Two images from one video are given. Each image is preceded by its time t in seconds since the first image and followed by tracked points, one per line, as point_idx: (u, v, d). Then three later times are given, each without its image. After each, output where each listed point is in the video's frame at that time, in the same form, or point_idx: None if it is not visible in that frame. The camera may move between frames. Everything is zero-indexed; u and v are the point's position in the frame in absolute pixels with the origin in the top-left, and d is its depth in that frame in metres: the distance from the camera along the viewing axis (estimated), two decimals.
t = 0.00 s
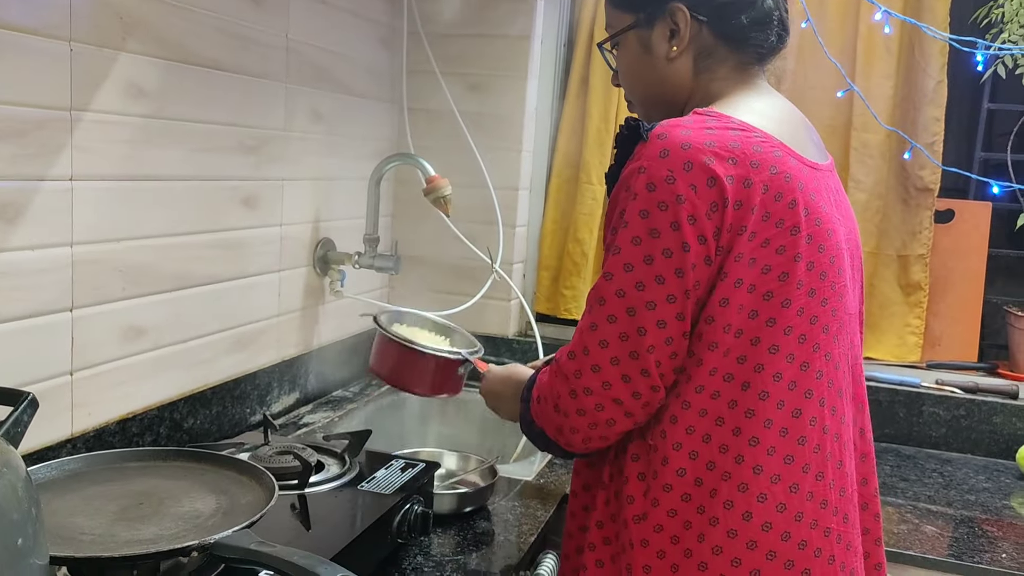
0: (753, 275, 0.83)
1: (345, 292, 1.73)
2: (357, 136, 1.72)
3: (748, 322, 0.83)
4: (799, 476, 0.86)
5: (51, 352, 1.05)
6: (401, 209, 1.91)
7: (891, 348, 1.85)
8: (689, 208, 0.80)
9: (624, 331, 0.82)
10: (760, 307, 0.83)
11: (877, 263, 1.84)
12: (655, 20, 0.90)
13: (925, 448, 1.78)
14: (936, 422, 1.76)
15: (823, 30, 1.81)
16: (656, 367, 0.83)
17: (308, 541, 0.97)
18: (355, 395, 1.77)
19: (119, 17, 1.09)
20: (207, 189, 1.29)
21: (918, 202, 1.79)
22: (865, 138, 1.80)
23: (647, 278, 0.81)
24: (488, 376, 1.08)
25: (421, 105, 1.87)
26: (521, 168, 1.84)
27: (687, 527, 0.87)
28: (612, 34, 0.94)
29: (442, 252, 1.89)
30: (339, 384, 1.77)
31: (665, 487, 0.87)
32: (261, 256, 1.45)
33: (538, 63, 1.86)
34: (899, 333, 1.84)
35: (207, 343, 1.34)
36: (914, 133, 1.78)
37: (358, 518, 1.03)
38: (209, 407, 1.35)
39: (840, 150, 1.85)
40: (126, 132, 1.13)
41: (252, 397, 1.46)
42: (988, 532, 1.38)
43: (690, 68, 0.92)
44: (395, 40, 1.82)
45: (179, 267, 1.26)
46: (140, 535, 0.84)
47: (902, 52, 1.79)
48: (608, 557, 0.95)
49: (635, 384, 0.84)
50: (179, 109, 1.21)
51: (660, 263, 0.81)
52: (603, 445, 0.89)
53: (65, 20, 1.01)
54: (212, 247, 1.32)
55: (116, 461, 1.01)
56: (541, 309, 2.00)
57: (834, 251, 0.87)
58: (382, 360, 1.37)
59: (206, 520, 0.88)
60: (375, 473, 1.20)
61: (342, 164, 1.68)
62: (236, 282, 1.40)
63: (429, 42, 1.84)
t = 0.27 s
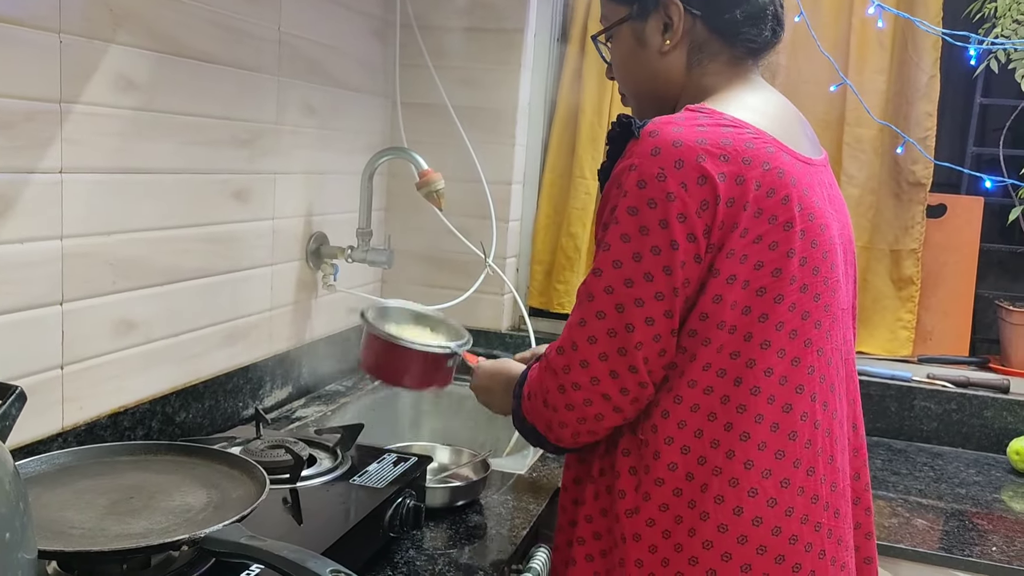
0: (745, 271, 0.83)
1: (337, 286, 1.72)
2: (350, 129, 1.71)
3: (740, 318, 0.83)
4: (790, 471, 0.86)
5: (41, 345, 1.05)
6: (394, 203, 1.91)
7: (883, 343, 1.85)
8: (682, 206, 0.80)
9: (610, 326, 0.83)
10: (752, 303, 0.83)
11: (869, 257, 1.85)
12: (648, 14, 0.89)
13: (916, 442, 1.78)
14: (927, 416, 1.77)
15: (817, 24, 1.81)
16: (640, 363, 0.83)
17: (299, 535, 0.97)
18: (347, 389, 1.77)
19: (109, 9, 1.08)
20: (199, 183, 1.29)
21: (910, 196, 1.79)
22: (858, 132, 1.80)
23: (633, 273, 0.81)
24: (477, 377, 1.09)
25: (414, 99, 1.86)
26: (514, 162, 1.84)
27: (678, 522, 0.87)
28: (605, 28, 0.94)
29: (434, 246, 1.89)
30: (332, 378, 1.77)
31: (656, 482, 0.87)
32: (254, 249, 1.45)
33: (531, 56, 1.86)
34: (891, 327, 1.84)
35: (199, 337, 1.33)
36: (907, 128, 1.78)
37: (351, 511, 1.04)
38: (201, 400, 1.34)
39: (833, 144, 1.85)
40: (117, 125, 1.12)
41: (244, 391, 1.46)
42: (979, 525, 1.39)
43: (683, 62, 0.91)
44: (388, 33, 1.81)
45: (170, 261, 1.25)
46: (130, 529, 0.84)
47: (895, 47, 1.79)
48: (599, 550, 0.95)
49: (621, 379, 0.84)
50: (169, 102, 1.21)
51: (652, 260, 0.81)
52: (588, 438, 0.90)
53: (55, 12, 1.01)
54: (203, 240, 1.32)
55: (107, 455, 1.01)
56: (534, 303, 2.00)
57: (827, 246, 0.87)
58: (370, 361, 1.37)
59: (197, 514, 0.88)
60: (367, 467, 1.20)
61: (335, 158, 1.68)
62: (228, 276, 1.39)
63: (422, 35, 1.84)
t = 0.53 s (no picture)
0: (743, 268, 0.82)
1: (332, 281, 1.72)
2: (344, 124, 1.71)
3: (737, 315, 0.83)
4: (786, 469, 0.86)
5: (32, 341, 1.04)
6: (389, 199, 1.90)
7: (879, 338, 1.85)
8: (678, 203, 0.79)
9: (602, 322, 0.82)
10: (749, 301, 0.83)
11: (865, 253, 1.85)
12: (647, 7, 0.89)
13: (912, 438, 1.78)
14: (923, 412, 1.77)
15: (813, 20, 1.81)
16: (634, 360, 0.83)
17: (293, 532, 0.96)
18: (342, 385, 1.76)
19: (101, 2, 1.08)
20: (192, 178, 1.28)
21: (906, 192, 1.79)
22: (854, 128, 1.79)
23: (628, 271, 0.81)
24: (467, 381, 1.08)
25: (409, 94, 1.86)
26: (510, 158, 1.83)
27: (672, 519, 0.87)
28: (605, 21, 0.94)
29: (429, 242, 1.88)
30: (327, 374, 1.77)
31: (651, 478, 0.87)
32: (247, 245, 1.44)
33: (527, 52, 1.85)
34: (886, 323, 1.84)
35: (193, 333, 1.33)
36: (903, 124, 1.78)
37: (346, 508, 1.03)
38: (195, 397, 1.34)
39: (829, 140, 1.85)
40: (108, 119, 1.11)
41: (238, 387, 1.45)
42: (974, 521, 1.39)
43: (682, 56, 0.91)
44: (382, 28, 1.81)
45: (163, 256, 1.24)
46: (122, 526, 0.83)
47: (892, 43, 1.79)
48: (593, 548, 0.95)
49: (612, 375, 0.84)
50: (161, 96, 1.20)
51: (649, 257, 0.80)
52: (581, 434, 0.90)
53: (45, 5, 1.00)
54: (196, 236, 1.31)
55: (99, 451, 1.00)
56: (529, 299, 2.00)
57: (825, 244, 0.86)
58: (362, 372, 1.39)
59: (190, 511, 0.88)
60: (361, 463, 1.19)
61: (329, 153, 1.67)
62: (222, 271, 1.38)
63: (417, 30, 1.83)
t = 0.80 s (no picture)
0: (739, 269, 0.83)
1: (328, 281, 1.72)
2: (340, 124, 1.71)
3: (733, 316, 0.83)
4: (781, 469, 0.86)
5: (28, 341, 1.04)
6: (385, 198, 1.90)
7: (874, 338, 1.86)
8: (671, 203, 0.80)
9: (591, 320, 0.83)
10: (745, 301, 0.83)
11: (860, 253, 1.85)
12: (645, 5, 0.89)
13: (907, 437, 1.79)
14: (918, 411, 1.77)
15: (809, 20, 1.81)
16: (624, 359, 0.83)
17: (289, 531, 0.96)
18: (338, 385, 1.76)
19: (96, 2, 1.07)
20: (188, 178, 1.28)
21: (901, 191, 1.80)
22: (850, 128, 1.80)
23: (617, 269, 0.81)
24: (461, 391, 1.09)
25: (405, 93, 1.86)
26: (506, 157, 1.83)
27: (668, 519, 0.87)
28: (603, 20, 0.94)
29: (425, 242, 1.89)
30: (323, 374, 1.77)
31: (647, 478, 0.87)
32: (243, 245, 1.44)
33: (523, 51, 1.85)
34: (882, 323, 1.85)
35: (189, 333, 1.33)
36: (898, 123, 1.78)
37: (342, 507, 1.03)
38: (191, 397, 1.34)
39: (825, 140, 1.85)
40: (103, 119, 1.11)
41: (234, 387, 1.45)
42: (968, 520, 1.39)
43: (679, 53, 0.91)
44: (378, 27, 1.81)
45: (159, 256, 1.24)
46: (118, 525, 0.83)
47: (887, 43, 1.80)
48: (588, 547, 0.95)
49: (600, 373, 0.84)
50: (157, 96, 1.20)
51: (641, 256, 0.81)
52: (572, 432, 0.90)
53: (40, 5, 1.00)
54: (191, 236, 1.31)
55: (95, 451, 1.00)
56: (526, 299, 2.00)
57: (820, 244, 0.87)
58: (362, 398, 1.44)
59: (186, 511, 0.88)
60: (357, 463, 1.19)
61: (325, 153, 1.67)
62: (218, 272, 1.38)
63: (413, 30, 1.83)
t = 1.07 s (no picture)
0: (734, 274, 0.83)
1: (327, 285, 1.72)
2: (338, 128, 1.71)
3: (728, 320, 0.84)
4: (775, 473, 0.86)
5: (27, 347, 1.04)
6: (383, 202, 1.91)
7: (871, 340, 1.87)
8: (665, 208, 0.80)
9: (580, 320, 0.83)
10: (741, 306, 0.84)
11: (857, 256, 1.86)
12: (643, 9, 0.90)
13: (904, 439, 1.79)
14: (915, 413, 1.78)
15: (804, 24, 1.82)
16: (611, 359, 0.84)
17: (287, 536, 0.97)
18: (337, 388, 1.77)
19: (94, 9, 1.08)
20: (186, 184, 1.29)
21: (898, 195, 1.80)
22: (846, 131, 1.81)
23: (608, 271, 0.82)
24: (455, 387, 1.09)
25: (403, 97, 1.86)
26: (504, 161, 1.84)
27: (661, 521, 0.87)
28: (603, 23, 0.95)
29: (424, 245, 1.89)
30: (322, 377, 1.77)
31: (641, 479, 0.88)
32: (241, 249, 1.44)
33: (521, 55, 1.86)
34: (879, 325, 1.85)
35: (188, 337, 1.33)
36: (894, 127, 1.79)
37: (341, 510, 1.04)
38: (190, 401, 1.34)
39: (821, 144, 1.86)
40: (101, 125, 1.11)
41: (233, 392, 1.46)
42: (965, 522, 1.40)
43: (677, 57, 0.91)
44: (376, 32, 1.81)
45: (157, 261, 1.25)
46: (117, 531, 0.84)
47: (883, 47, 1.80)
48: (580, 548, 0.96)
49: (588, 372, 0.85)
50: (155, 102, 1.20)
51: (632, 260, 0.81)
52: (558, 428, 0.91)
53: (39, 11, 1.00)
54: (190, 241, 1.31)
55: (94, 456, 1.01)
56: (523, 302, 2.01)
57: (815, 249, 0.87)
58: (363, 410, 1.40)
59: (184, 515, 0.88)
60: (355, 466, 1.20)
61: (323, 158, 1.68)
62: (216, 276, 1.39)
63: (410, 35, 1.84)
